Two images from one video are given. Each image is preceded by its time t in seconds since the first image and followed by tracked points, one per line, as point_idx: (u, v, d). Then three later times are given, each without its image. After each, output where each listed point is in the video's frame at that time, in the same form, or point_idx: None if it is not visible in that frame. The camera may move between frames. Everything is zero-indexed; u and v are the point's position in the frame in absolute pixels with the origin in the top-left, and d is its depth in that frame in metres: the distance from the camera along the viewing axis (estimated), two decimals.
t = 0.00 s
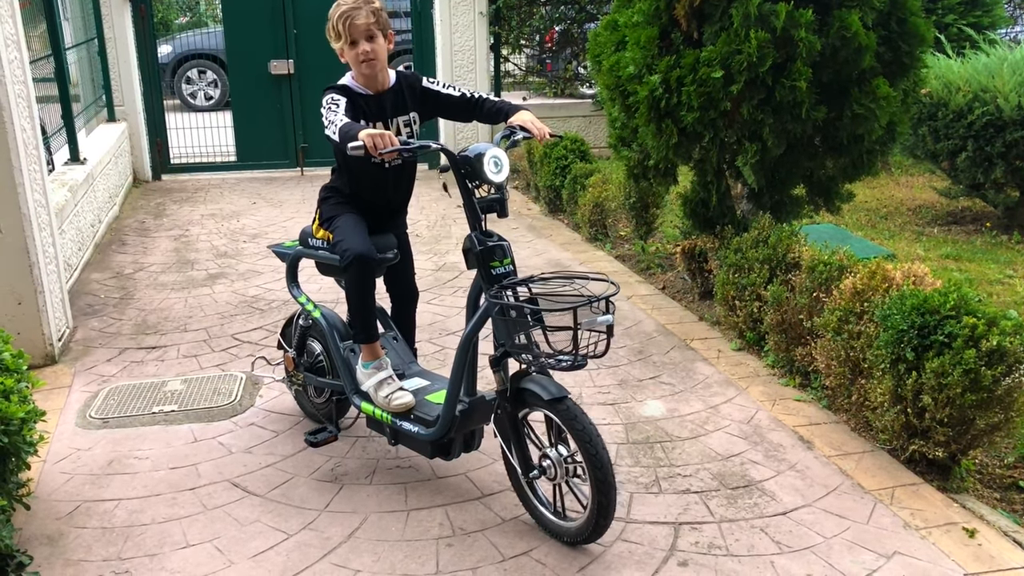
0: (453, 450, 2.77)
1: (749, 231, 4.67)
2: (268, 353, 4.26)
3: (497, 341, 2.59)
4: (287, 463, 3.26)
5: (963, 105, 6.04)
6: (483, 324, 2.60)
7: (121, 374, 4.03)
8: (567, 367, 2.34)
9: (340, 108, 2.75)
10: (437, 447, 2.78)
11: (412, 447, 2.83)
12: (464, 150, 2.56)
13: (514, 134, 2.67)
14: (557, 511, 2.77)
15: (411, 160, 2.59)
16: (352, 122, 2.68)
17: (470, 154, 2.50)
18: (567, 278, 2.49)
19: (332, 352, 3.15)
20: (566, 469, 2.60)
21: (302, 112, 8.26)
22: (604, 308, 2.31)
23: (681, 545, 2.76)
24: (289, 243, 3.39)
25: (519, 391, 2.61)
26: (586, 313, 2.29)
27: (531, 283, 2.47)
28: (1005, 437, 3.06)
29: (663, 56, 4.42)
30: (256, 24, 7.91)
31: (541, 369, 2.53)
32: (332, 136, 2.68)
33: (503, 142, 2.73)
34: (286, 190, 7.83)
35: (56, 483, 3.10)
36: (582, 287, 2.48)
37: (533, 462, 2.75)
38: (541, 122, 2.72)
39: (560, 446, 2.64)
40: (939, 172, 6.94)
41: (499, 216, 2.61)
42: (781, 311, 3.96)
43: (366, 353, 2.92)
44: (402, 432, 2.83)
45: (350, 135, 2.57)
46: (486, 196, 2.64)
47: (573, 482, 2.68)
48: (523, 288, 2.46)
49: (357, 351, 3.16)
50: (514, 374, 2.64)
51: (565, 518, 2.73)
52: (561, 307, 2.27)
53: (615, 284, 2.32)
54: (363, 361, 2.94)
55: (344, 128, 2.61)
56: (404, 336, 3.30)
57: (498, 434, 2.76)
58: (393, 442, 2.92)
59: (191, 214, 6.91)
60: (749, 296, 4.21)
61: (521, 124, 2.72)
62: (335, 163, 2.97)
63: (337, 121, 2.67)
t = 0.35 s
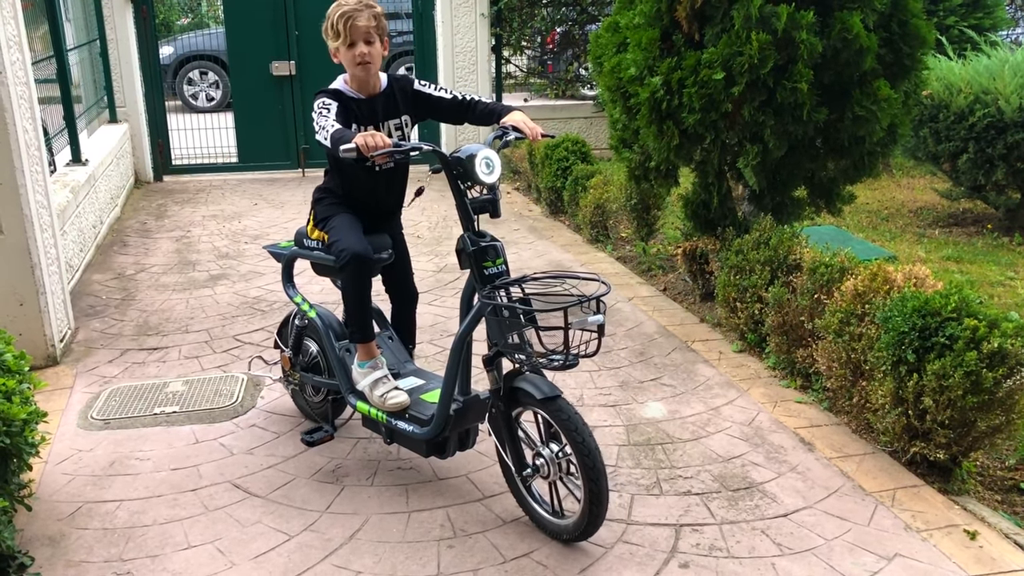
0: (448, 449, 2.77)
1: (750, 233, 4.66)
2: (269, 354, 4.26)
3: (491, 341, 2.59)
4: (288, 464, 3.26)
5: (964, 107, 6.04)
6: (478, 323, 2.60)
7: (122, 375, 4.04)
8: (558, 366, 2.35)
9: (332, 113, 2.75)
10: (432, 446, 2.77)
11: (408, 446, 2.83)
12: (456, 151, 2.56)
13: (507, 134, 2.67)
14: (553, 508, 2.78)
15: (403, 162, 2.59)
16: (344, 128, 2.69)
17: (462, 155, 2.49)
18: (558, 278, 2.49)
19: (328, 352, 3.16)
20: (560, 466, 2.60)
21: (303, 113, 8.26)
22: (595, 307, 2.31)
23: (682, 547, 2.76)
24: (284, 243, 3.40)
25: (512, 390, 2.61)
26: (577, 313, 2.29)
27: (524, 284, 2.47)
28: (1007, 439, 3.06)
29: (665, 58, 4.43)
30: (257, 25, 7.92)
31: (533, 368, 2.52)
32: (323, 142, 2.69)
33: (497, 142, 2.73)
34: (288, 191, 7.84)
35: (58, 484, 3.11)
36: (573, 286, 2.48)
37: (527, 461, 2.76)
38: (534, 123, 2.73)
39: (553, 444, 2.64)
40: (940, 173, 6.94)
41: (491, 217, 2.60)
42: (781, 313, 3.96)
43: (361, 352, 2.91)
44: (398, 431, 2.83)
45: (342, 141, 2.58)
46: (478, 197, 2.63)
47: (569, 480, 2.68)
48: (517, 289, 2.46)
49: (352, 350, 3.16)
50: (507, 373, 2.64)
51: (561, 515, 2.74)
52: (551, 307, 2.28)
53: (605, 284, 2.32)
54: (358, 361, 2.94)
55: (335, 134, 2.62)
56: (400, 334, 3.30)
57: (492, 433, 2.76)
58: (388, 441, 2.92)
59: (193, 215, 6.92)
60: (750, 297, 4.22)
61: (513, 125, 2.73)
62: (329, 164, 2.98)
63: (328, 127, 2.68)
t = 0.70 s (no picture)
0: (457, 458, 2.78)
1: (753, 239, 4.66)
2: (272, 360, 4.27)
3: (501, 350, 2.59)
4: (290, 470, 3.26)
5: (967, 114, 6.04)
6: (487, 332, 2.59)
7: (126, 380, 4.04)
8: (571, 375, 2.35)
9: (342, 114, 2.75)
10: (441, 456, 2.78)
11: (417, 455, 2.84)
12: (467, 158, 2.57)
13: (517, 142, 2.68)
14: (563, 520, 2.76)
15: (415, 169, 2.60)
16: (355, 128, 2.68)
17: (473, 162, 2.52)
18: (570, 286, 2.48)
19: (336, 360, 3.16)
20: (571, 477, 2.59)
21: (306, 118, 8.27)
22: (608, 316, 2.29)
23: (685, 553, 2.76)
24: (291, 250, 3.41)
25: (523, 399, 2.61)
26: (591, 322, 2.28)
27: (537, 290, 2.46)
28: (1009, 447, 3.06)
29: (668, 65, 4.44)
30: (261, 31, 7.94)
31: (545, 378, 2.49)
32: (334, 141, 2.68)
33: (507, 151, 2.73)
34: (291, 196, 7.85)
35: (61, 489, 3.11)
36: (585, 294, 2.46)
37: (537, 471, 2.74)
38: (544, 130, 2.75)
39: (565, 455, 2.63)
40: (943, 180, 6.94)
41: (503, 224, 2.60)
42: (784, 320, 3.96)
43: (369, 361, 2.92)
44: (407, 441, 2.84)
45: (352, 144, 2.56)
46: (489, 204, 2.63)
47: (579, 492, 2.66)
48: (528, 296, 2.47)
49: (361, 358, 3.17)
50: (517, 383, 2.63)
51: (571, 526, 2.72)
52: (563, 316, 2.27)
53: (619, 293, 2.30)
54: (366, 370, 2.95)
55: (346, 136, 2.60)
56: (408, 343, 3.31)
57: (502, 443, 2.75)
58: (397, 450, 2.92)
59: (196, 220, 6.93)
60: (753, 304, 4.22)
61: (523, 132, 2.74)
62: (333, 170, 2.98)
63: (339, 126, 2.67)
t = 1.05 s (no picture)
0: (475, 475, 2.75)
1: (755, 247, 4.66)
2: (274, 366, 4.27)
3: (519, 366, 2.56)
4: (292, 477, 3.26)
5: (970, 122, 6.05)
6: (504, 347, 2.57)
7: (128, 386, 4.04)
8: (591, 394, 2.32)
9: (355, 127, 2.75)
10: (457, 472, 2.77)
11: (432, 471, 2.82)
12: (485, 170, 2.54)
13: (536, 152, 2.68)
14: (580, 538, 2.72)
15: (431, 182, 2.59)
16: (367, 140, 2.68)
17: (491, 174, 2.49)
18: (588, 301, 2.47)
19: (350, 374, 3.14)
20: (591, 498, 2.55)
21: (309, 124, 8.29)
22: (629, 333, 2.28)
23: (687, 562, 2.75)
24: (306, 262, 3.41)
25: (542, 417, 2.58)
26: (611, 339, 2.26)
27: (555, 305, 2.45)
28: (1012, 456, 3.05)
29: (670, 73, 4.45)
30: (265, 38, 7.96)
31: (565, 397, 2.45)
32: (345, 153, 2.68)
33: (526, 160, 2.73)
34: (293, 202, 7.86)
35: (62, 496, 3.11)
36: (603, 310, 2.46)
37: (556, 489, 2.71)
38: (564, 140, 2.73)
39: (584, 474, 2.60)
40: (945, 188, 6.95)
41: (521, 236, 2.59)
42: (786, 328, 3.95)
43: (383, 377, 2.89)
44: (422, 456, 2.82)
45: (368, 153, 2.56)
46: (507, 217, 2.61)
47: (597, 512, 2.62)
48: (545, 311, 2.46)
49: (375, 372, 3.15)
50: (537, 400, 2.60)
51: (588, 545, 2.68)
52: (584, 332, 2.26)
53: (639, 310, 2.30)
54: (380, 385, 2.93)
55: (360, 146, 2.61)
56: (424, 355, 3.30)
57: (520, 459, 2.72)
58: (412, 466, 2.90)
59: (199, 226, 6.94)
60: (755, 312, 4.22)
61: (543, 143, 2.72)
62: (347, 185, 2.97)
63: (351, 139, 2.68)
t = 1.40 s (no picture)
0: (483, 485, 2.74)
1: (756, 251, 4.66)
2: (274, 372, 4.27)
3: (529, 375, 2.55)
4: (292, 483, 3.26)
5: (970, 127, 6.04)
6: (514, 357, 2.57)
7: (128, 392, 4.04)
8: (603, 404, 2.31)
9: (363, 135, 2.74)
10: (465, 482, 2.75)
11: (440, 480, 2.81)
12: (496, 177, 2.54)
13: (547, 159, 2.66)
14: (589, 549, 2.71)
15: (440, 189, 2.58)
16: (375, 149, 2.67)
17: (502, 181, 2.47)
18: (599, 309, 2.46)
19: (358, 382, 3.13)
20: (602, 509, 2.54)
21: (309, 129, 8.30)
22: (640, 343, 2.29)
23: (687, 568, 2.75)
24: (313, 268, 3.40)
25: (552, 427, 2.56)
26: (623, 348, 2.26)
27: (566, 313, 2.43)
28: (1013, 461, 3.04)
29: (670, 78, 4.46)
30: (265, 43, 7.97)
31: (575, 407, 2.46)
32: (355, 162, 2.67)
33: (537, 167, 2.71)
34: (293, 207, 7.87)
35: (62, 502, 3.11)
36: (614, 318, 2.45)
37: (566, 499, 2.69)
38: (576, 147, 2.73)
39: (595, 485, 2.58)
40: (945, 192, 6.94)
41: (532, 244, 2.58)
42: (787, 332, 3.95)
43: (392, 385, 2.90)
44: (430, 466, 2.81)
45: (376, 163, 2.57)
46: (518, 223, 2.62)
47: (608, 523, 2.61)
48: (556, 318, 2.43)
49: (383, 380, 3.14)
50: (546, 410, 2.59)
51: (597, 556, 2.67)
52: (596, 342, 2.25)
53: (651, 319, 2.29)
54: (388, 394, 2.93)
55: (369, 157, 2.60)
56: (431, 364, 3.29)
57: (529, 470, 2.70)
58: (419, 475, 2.90)
59: (199, 232, 6.94)
60: (755, 316, 4.21)
61: (554, 149, 2.72)
62: (358, 191, 2.96)
63: (360, 148, 2.67)
